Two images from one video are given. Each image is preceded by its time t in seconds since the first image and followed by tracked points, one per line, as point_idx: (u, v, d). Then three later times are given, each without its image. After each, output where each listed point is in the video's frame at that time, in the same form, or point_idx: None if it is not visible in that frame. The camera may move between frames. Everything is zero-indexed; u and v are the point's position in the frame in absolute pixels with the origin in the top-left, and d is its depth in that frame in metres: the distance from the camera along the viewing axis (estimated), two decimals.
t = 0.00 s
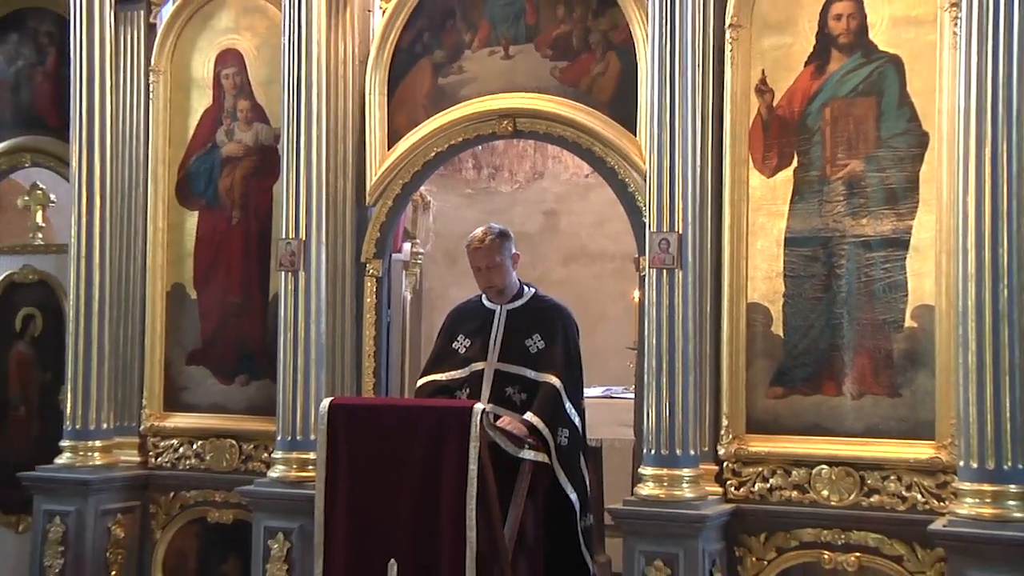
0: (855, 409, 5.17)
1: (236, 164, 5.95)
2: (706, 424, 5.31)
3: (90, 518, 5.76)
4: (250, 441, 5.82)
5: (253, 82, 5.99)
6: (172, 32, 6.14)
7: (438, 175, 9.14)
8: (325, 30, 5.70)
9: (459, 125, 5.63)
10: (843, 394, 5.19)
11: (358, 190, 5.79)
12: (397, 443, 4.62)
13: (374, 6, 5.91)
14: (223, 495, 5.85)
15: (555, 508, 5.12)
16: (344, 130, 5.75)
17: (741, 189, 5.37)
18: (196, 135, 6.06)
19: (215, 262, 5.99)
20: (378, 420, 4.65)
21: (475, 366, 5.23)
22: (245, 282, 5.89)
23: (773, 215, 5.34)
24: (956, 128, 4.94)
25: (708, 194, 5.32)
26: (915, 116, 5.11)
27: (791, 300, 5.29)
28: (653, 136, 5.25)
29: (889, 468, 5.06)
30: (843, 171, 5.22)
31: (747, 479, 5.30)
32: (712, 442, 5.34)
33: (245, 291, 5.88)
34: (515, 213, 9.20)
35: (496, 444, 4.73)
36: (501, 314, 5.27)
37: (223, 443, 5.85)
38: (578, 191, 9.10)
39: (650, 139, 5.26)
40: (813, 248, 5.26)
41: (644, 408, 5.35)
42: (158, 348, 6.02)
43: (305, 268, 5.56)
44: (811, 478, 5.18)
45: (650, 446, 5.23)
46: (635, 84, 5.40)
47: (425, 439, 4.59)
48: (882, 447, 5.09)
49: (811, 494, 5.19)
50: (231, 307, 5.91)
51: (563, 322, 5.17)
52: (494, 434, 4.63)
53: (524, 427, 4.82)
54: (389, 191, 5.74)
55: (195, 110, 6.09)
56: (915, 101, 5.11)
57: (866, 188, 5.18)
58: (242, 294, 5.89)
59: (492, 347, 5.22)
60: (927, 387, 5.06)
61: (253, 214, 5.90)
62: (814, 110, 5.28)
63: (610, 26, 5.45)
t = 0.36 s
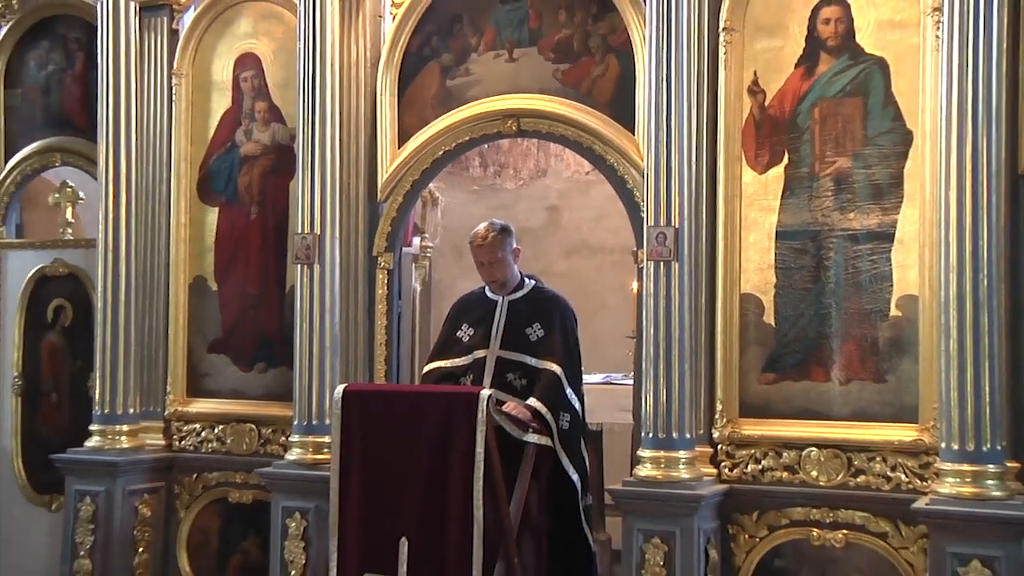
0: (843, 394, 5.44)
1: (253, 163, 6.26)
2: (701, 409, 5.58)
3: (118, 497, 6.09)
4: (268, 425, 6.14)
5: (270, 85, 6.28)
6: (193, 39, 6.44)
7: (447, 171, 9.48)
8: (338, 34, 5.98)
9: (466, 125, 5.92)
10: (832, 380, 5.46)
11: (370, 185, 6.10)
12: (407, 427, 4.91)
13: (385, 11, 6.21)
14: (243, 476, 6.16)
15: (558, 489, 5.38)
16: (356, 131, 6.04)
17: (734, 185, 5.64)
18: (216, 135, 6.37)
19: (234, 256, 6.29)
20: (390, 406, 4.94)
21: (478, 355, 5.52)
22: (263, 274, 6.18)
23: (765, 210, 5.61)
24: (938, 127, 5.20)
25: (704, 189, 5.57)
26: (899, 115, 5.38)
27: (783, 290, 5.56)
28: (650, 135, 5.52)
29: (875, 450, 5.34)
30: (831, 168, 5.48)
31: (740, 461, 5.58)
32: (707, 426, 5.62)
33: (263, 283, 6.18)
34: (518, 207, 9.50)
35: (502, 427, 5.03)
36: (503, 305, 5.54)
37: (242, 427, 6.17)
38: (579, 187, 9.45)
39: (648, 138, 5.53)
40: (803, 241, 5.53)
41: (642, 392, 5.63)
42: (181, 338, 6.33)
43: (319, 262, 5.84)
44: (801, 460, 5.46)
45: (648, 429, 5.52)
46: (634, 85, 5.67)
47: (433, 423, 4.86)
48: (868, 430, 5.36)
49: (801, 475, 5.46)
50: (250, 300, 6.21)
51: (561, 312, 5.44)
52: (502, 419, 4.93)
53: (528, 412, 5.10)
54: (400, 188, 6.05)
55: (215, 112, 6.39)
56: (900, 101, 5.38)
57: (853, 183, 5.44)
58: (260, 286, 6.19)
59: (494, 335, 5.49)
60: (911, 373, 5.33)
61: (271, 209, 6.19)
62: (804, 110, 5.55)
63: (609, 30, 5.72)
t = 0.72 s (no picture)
0: (833, 378, 5.74)
1: (274, 159, 6.59)
2: (699, 392, 5.88)
3: (147, 475, 6.44)
4: (288, 408, 6.48)
5: (290, 85, 6.62)
6: (218, 42, 6.75)
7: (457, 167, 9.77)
8: (355, 38, 6.34)
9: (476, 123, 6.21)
10: (822, 365, 5.76)
11: (385, 180, 6.39)
12: (420, 408, 5.21)
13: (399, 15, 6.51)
14: (264, 456, 6.50)
15: (561, 469, 5.67)
16: (371, 128, 6.35)
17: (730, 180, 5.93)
18: (239, 132, 6.70)
19: (257, 248, 6.62)
20: (403, 389, 5.24)
21: (482, 341, 5.83)
22: (284, 265, 6.53)
23: (760, 204, 5.91)
24: (924, 125, 5.47)
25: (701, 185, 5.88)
26: (887, 114, 5.66)
27: (776, 280, 5.86)
28: (649, 132, 5.80)
29: (863, 432, 5.62)
30: (822, 164, 5.77)
31: (736, 442, 5.87)
32: (703, 408, 5.93)
33: (283, 273, 6.53)
34: (526, 201, 9.84)
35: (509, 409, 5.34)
36: (506, 295, 5.84)
37: (264, 410, 6.51)
38: (584, 182, 9.76)
39: (648, 135, 5.82)
40: (795, 234, 5.82)
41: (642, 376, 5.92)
42: (205, 326, 6.66)
43: (336, 254, 6.20)
44: (793, 441, 5.75)
45: (648, 411, 5.81)
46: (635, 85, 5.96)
47: (445, 404, 5.16)
48: (856, 412, 5.66)
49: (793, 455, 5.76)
50: (271, 288, 6.54)
51: (560, 303, 5.72)
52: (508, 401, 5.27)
53: (534, 395, 5.39)
54: (413, 182, 6.34)
55: (238, 110, 6.73)
56: (887, 100, 5.66)
57: (843, 179, 5.73)
58: (280, 276, 6.53)
59: (498, 323, 5.80)
60: (898, 359, 5.62)
61: (290, 203, 6.53)
62: (797, 109, 5.84)
63: (611, 33, 6.02)
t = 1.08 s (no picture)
0: (823, 364, 6.04)
1: (292, 155, 6.93)
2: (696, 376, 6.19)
3: (173, 456, 6.79)
4: (306, 392, 6.81)
5: (307, 85, 6.94)
6: (239, 43, 7.08)
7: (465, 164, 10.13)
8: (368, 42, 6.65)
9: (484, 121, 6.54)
10: (813, 351, 6.07)
11: (397, 176, 6.74)
12: (430, 392, 5.52)
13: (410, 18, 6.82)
14: (283, 438, 6.84)
15: (564, 449, 5.99)
16: (384, 126, 6.67)
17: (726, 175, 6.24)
18: (259, 130, 7.04)
19: (276, 240, 6.96)
20: (414, 374, 5.55)
21: (485, 330, 6.15)
22: (302, 256, 6.86)
23: (754, 198, 6.21)
24: (910, 123, 5.76)
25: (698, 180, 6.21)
26: (875, 113, 5.96)
27: (769, 271, 6.17)
28: (649, 130, 6.09)
29: (851, 414, 5.93)
30: (813, 160, 6.07)
31: (730, 424, 6.19)
32: (700, 392, 6.23)
33: (301, 263, 6.86)
34: (531, 196, 10.17)
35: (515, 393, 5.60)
36: (507, 286, 6.14)
37: (282, 393, 6.85)
38: (586, 177, 10.06)
39: (648, 132, 6.11)
40: (788, 226, 6.12)
41: (642, 362, 6.19)
42: (227, 314, 7.01)
43: (351, 245, 6.51)
44: (785, 423, 6.06)
45: (648, 394, 6.11)
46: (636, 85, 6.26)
47: (453, 388, 5.46)
48: (844, 396, 5.96)
49: (785, 437, 6.07)
50: (290, 278, 6.88)
51: (559, 293, 6.04)
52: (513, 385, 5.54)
53: (539, 379, 5.65)
54: (424, 177, 6.67)
55: (258, 109, 7.05)
56: (875, 100, 5.96)
57: (833, 174, 6.03)
58: (298, 266, 6.87)
59: (500, 313, 6.11)
60: (884, 345, 5.92)
61: (308, 197, 6.86)
62: (789, 108, 6.14)
63: (613, 35, 6.31)
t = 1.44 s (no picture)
0: (813, 351, 6.36)
1: (309, 152, 7.25)
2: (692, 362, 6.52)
3: (197, 437, 7.14)
4: (322, 377, 7.15)
5: (324, 85, 7.26)
6: (259, 46, 7.43)
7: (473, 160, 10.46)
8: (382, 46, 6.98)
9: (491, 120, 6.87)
10: (803, 339, 6.38)
11: (409, 172, 7.06)
12: (441, 377, 5.85)
13: (421, 22, 7.15)
14: (301, 420, 7.19)
15: (568, 431, 6.33)
16: (396, 124, 7.00)
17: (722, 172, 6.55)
18: (277, 128, 7.38)
19: (293, 234, 7.30)
20: (426, 360, 5.87)
21: (491, 318, 6.49)
22: (318, 248, 7.19)
23: (748, 193, 6.53)
24: (896, 122, 6.07)
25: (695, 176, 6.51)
26: (863, 113, 6.26)
27: (762, 263, 6.49)
28: (649, 129, 6.41)
29: (839, 399, 6.24)
30: (805, 158, 6.39)
31: (725, 408, 6.51)
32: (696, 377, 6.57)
33: (317, 254, 7.20)
34: (535, 191, 10.50)
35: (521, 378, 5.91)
36: (513, 277, 6.48)
37: (300, 378, 7.20)
38: (589, 173, 10.38)
39: (647, 131, 6.42)
40: (780, 221, 6.44)
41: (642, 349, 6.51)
42: (248, 303, 7.37)
43: (365, 238, 6.88)
44: (777, 407, 6.38)
45: (647, 379, 6.44)
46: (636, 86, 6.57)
47: (463, 373, 5.79)
48: (833, 381, 6.27)
49: (777, 420, 6.39)
50: (307, 269, 7.22)
51: (562, 283, 6.36)
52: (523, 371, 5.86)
53: (543, 366, 5.98)
54: (433, 173, 7.01)
55: (277, 109, 7.39)
56: (863, 100, 6.26)
57: (823, 171, 6.34)
58: (315, 258, 7.20)
59: (506, 302, 6.44)
60: (871, 334, 6.23)
61: (324, 191, 7.19)
62: (781, 108, 6.45)
63: (614, 38, 6.63)
